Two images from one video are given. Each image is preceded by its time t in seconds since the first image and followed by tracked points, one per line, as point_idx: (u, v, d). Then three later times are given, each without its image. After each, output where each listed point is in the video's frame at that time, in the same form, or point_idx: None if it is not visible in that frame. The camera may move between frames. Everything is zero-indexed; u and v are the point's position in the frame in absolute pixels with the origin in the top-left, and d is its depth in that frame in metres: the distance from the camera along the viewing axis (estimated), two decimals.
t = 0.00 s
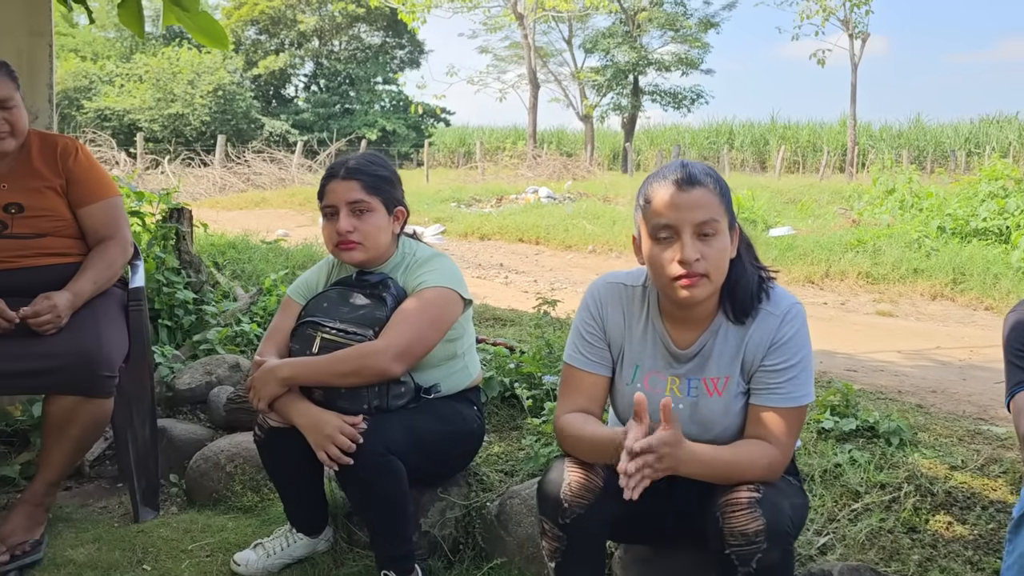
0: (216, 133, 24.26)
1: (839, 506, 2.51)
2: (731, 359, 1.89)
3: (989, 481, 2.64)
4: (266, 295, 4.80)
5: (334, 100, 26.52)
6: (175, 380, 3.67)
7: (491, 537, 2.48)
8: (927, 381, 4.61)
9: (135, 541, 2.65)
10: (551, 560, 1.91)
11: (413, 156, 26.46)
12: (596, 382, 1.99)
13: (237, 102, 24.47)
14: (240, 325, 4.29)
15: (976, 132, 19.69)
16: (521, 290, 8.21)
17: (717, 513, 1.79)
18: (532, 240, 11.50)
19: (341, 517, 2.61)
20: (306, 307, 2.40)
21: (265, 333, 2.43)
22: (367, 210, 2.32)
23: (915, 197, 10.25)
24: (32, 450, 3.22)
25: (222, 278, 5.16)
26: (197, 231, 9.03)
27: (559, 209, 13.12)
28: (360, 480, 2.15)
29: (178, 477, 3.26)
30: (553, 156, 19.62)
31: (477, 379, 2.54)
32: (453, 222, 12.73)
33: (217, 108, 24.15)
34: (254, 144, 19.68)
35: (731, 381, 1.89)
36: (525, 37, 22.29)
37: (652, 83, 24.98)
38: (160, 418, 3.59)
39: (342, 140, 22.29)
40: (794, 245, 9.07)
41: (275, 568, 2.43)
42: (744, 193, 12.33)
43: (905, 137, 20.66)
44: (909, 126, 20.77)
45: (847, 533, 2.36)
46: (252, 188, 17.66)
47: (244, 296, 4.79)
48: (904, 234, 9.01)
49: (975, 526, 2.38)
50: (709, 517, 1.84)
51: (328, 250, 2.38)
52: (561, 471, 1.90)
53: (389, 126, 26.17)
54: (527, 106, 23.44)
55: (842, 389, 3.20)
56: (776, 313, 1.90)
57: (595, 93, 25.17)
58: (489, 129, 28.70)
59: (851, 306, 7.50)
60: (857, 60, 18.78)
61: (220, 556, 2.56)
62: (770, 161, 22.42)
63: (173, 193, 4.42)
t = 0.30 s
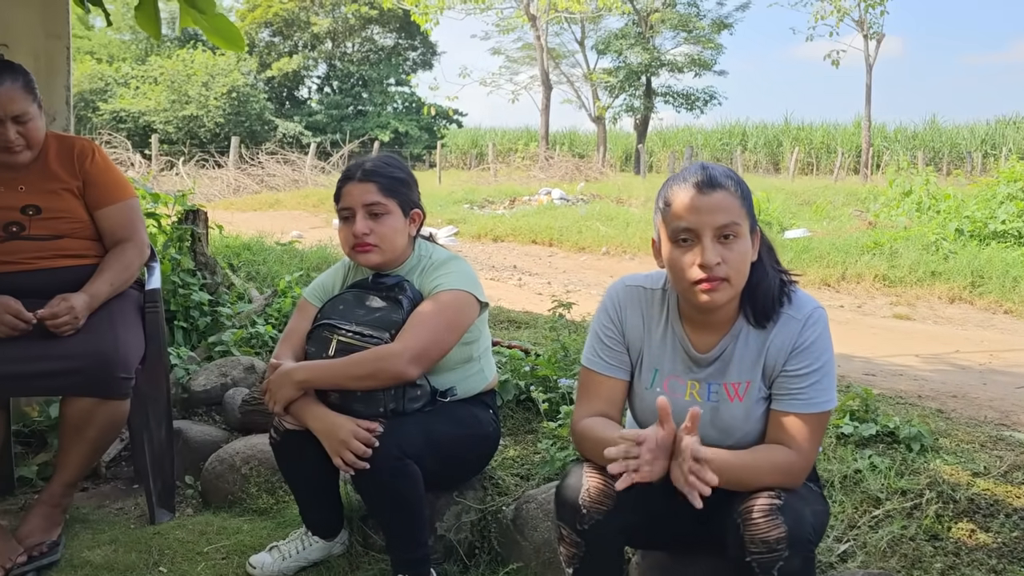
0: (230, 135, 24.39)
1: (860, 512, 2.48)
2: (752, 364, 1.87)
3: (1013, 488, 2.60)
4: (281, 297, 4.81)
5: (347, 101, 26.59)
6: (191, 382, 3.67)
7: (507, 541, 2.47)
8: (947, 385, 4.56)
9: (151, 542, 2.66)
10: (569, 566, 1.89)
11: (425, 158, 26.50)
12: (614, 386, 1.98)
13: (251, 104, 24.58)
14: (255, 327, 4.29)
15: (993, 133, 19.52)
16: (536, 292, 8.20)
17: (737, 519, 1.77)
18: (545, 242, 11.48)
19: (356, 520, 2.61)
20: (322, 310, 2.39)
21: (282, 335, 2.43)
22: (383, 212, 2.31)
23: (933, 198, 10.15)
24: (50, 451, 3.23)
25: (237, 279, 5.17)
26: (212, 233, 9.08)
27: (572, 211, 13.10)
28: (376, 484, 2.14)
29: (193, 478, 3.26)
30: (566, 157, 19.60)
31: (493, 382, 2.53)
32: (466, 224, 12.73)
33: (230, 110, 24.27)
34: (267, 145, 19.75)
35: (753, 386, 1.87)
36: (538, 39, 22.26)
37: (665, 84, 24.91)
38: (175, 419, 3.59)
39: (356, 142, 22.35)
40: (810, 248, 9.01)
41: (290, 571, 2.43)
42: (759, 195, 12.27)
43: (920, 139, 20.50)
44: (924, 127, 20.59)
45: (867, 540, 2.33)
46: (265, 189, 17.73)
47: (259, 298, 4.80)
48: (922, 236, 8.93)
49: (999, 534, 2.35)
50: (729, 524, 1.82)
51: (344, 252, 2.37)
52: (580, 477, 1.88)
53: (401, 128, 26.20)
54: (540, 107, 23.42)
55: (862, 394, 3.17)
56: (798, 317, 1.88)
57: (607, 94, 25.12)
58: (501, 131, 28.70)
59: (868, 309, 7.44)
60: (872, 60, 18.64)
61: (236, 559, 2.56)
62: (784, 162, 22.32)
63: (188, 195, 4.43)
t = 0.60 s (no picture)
0: (241, 134, 24.47)
1: (876, 516, 2.46)
2: (768, 366, 1.85)
3: None
4: (293, 296, 4.81)
5: (357, 100, 26.63)
6: (204, 381, 3.68)
7: (521, 543, 2.46)
8: (963, 387, 4.52)
9: (164, 542, 2.66)
10: (584, 568, 1.88)
11: (435, 156, 26.51)
12: (629, 388, 1.96)
13: (262, 103, 24.65)
14: (268, 327, 4.30)
15: (1007, 132, 19.38)
16: (547, 292, 8.18)
17: (755, 523, 1.75)
18: (556, 241, 11.46)
19: (369, 521, 2.60)
20: (335, 310, 2.39)
21: (295, 336, 2.42)
22: (396, 213, 2.30)
23: (947, 197, 10.07)
24: (64, 450, 3.25)
25: (249, 278, 5.18)
26: (224, 232, 9.12)
27: (583, 209, 13.07)
28: (390, 485, 2.13)
29: (206, 477, 3.27)
30: (576, 156, 19.58)
31: (507, 383, 2.51)
32: (477, 223, 12.73)
33: (241, 109, 24.36)
34: (278, 144, 19.80)
35: (769, 388, 1.85)
36: (548, 37, 22.23)
37: (676, 83, 24.84)
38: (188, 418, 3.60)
39: (366, 141, 22.39)
40: (823, 247, 8.95)
41: (304, 571, 2.43)
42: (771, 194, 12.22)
43: (933, 136, 20.33)
44: (937, 125, 20.43)
45: (884, 544, 2.31)
46: (276, 188, 17.77)
47: (271, 297, 4.81)
48: (936, 235, 8.86)
49: (1019, 538, 2.32)
50: (746, 529, 1.80)
51: (358, 253, 2.37)
52: (594, 480, 1.88)
53: (412, 127, 26.21)
54: (550, 106, 23.38)
55: (878, 396, 3.15)
56: (815, 319, 1.86)
57: (618, 92, 25.07)
58: (511, 130, 28.68)
59: (882, 309, 7.39)
60: (885, 58, 18.51)
61: (249, 559, 2.56)
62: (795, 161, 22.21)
63: (201, 194, 4.44)
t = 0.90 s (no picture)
0: (250, 131, 24.52)
1: (894, 517, 2.43)
2: (788, 366, 1.83)
3: None
4: (304, 294, 4.81)
5: (366, 97, 26.64)
6: (216, 380, 3.68)
7: (535, 544, 2.44)
8: (980, 386, 4.48)
9: (178, 541, 2.65)
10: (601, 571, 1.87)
11: (444, 154, 26.50)
12: (646, 389, 1.94)
13: (270, 100, 24.69)
14: (279, 325, 4.29)
15: (1018, 129, 19.24)
16: (558, 290, 8.16)
17: (774, 526, 1.73)
18: (566, 239, 11.44)
19: (382, 521, 2.59)
20: (350, 309, 2.37)
21: (309, 335, 2.41)
22: (412, 211, 2.29)
23: (960, 195, 10.00)
24: (76, 447, 3.25)
25: (260, 277, 5.18)
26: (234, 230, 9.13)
27: (593, 207, 13.04)
28: (403, 485, 2.12)
29: (218, 476, 3.26)
30: (585, 153, 19.54)
31: (521, 383, 2.50)
32: (486, 220, 12.71)
33: (250, 106, 24.41)
34: (287, 142, 19.81)
35: (789, 389, 1.83)
36: (557, 34, 22.18)
37: (685, 80, 24.76)
38: (200, 417, 3.59)
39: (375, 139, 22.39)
40: (835, 245, 8.90)
41: (317, 571, 2.42)
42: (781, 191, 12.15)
43: (943, 134, 20.19)
44: (947, 122, 20.28)
45: (903, 546, 2.28)
46: (286, 185, 17.79)
47: (283, 295, 4.80)
48: (949, 234, 8.79)
49: None
50: (765, 531, 1.78)
51: (372, 251, 2.35)
52: (612, 482, 1.86)
53: (420, 124, 26.19)
54: (559, 103, 23.33)
55: (895, 397, 3.12)
56: (836, 319, 1.83)
57: (627, 90, 24.99)
58: (520, 127, 28.64)
59: (895, 308, 7.34)
60: (896, 55, 18.39)
61: (262, 559, 2.54)
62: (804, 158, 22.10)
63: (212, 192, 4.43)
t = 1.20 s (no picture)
0: (258, 129, 24.60)
1: (905, 518, 2.43)
2: (800, 367, 1.83)
3: None
4: (314, 293, 4.83)
5: (373, 95, 26.67)
6: (227, 378, 3.70)
7: (546, 543, 2.45)
8: (990, 387, 4.47)
9: (190, 539, 2.67)
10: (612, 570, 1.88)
11: (451, 151, 26.52)
12: (658, 389, 1.95)
13: (278, 98, 24.74)
14: (289, 323, 4.31)
15: None
16: (566, 289, 8.17)
17: (785, 527, 1.74)
18: (574, 238, 11.44)
19: (393, 520, 2.60)
20: (362, 309, 2.39)
21: (321, 334, 2.43)
22: (424, 212, 2.30)
23: (970, 194, 9.96)
24: (88, 445, 3.27)
25: (270, 275, 5.20)
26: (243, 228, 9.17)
27: (601, 206, 13.03)
28: (414, 484, 2.13)
29: (230, 474, 3.28)
30: (592, 151, 19.53)
31: (532, 382, 2.51)
32: (494, 219, 12.72)
33: (258, 104, 24.47)
34: (295, 140, 19.85)
35: (800, 391, 1.83)
36: (564, 32, 22.15)
37: (692, 77, 24.71)
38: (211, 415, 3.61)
39: (383, 136, 22.41)
40: (843, 244, 8.87)
41: (328, 569, 2.43)
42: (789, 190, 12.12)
43: (952, 131, 20.09)
44: (956, 120, 20.18)
45: (914, 547, 2.28)
46: (293, 183, 17.85)
47: (293, 294, 4.82)
48: (958, 232, 8.76)
49: None
50: (776, 532, 1.78)
51: (385, 251, 2.36)
52: (623, 482, 1.87)
53: (427, 122, 26.22)
54: (566, 100, 23.31)
55: (905, 397, 3.11)
56: (848, 321, 1.83)
57: (634, 87, 24.96)
58: (527, 125, 28.63)
59: (903, 307, 7.33)
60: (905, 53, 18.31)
61: (274, 557, 2.56)
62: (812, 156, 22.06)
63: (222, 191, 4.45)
